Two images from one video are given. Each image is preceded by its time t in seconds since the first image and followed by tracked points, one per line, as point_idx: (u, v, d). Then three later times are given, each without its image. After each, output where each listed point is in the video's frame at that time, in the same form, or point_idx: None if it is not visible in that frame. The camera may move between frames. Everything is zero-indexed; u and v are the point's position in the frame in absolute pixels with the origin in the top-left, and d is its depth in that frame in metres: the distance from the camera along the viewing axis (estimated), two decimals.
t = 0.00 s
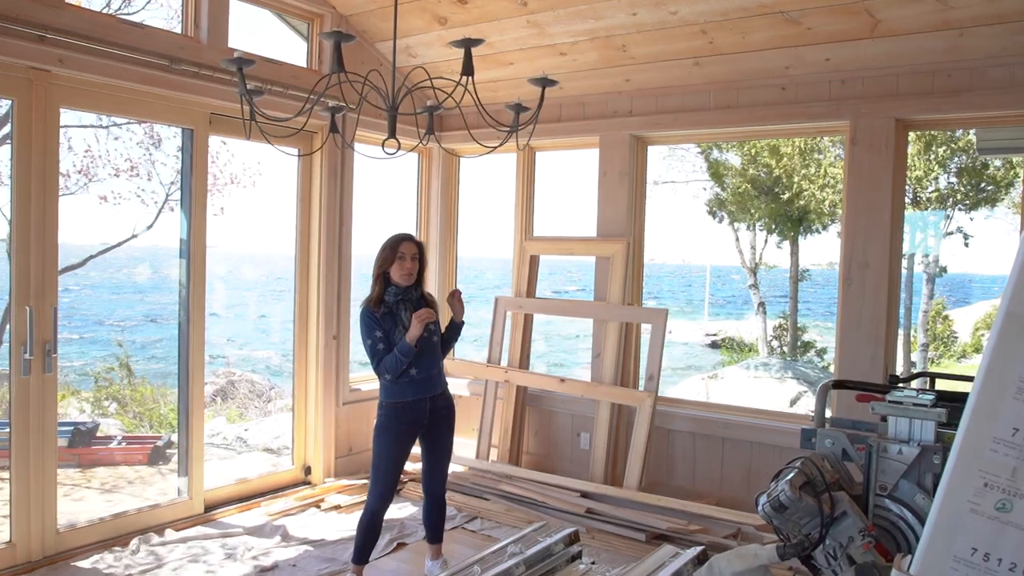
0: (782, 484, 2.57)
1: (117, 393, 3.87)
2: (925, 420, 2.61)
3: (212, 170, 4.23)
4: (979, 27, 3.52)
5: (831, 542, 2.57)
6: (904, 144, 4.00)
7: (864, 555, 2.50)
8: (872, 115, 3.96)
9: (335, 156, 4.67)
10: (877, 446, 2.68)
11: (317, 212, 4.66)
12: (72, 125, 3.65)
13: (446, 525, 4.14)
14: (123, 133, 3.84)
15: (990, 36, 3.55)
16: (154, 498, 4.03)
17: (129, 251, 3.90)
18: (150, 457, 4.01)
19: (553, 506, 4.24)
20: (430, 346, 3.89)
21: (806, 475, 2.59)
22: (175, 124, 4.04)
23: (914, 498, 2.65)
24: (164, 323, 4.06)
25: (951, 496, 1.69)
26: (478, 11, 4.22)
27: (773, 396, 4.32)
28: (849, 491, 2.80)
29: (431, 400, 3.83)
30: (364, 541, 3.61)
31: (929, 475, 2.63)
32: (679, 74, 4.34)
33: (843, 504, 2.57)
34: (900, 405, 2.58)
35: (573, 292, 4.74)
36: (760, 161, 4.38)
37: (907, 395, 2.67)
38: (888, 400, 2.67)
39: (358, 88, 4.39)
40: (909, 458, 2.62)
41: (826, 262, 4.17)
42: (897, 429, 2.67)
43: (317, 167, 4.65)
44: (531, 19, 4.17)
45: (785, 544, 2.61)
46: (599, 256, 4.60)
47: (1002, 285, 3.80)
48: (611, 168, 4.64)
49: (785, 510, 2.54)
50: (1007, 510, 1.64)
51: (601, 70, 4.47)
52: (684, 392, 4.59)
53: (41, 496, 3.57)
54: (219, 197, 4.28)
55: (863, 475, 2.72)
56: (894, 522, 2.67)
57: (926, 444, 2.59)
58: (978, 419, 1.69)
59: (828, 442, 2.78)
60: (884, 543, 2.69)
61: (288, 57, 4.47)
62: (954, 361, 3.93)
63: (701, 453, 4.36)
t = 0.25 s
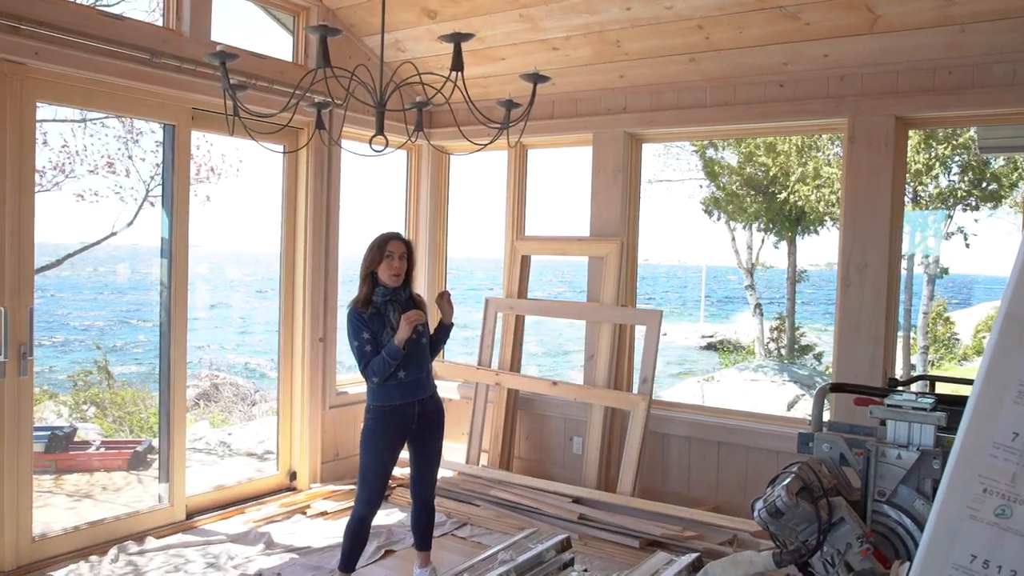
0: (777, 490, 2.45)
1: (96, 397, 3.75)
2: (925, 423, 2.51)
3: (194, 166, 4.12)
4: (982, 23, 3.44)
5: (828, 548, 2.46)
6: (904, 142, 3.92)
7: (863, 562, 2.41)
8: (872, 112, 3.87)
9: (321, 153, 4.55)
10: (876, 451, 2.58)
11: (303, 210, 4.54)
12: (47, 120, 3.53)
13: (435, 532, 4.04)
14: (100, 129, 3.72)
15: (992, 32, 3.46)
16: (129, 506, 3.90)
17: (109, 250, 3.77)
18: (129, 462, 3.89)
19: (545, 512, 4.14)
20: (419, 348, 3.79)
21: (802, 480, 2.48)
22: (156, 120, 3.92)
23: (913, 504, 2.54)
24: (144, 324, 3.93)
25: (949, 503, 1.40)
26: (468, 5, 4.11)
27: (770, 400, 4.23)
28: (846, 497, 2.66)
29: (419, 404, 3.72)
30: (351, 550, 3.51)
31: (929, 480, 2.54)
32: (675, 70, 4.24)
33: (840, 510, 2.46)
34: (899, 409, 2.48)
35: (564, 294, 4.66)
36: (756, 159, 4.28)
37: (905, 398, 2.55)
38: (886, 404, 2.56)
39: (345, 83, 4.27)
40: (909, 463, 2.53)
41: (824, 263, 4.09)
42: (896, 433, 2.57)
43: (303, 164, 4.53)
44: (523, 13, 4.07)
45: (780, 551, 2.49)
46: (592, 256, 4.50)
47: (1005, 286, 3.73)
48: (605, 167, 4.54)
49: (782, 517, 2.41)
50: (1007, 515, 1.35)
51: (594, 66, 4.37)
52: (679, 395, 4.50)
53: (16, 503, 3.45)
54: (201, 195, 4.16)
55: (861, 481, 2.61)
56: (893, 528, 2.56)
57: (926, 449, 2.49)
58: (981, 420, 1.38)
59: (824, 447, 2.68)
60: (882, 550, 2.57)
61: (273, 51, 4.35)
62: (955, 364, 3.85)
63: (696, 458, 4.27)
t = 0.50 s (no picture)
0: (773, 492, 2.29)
1: (81, 401, 3.67)
2: (922, 425, 2.29)
3: (182, 166, 4.04)
4: (979, 20, 3.39)
5: (825, 553, 2.31)
6: (900, 140, 3.87)
7: (861, 566, 2.26)
8: (868, 110, 3.82)
9: (310, 152, 4.47)
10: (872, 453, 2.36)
11: (292, 210, 4.46)
12: (32, 118, 3.46)
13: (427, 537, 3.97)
14: (87, 127, 3.65)
15: (989, 29, 3.42)
16: (113, 512, 3.82)
17: (93, 251, 3.70)
18: (115, 467, 3.81)
19: (538, 516, 4.08)
20: (410, 350, 3.73)
21: (798, 483, 2.29)
22: (143, 118, 3.85)
23: (912, 507, 2.34)
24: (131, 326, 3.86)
25: (946, 506, 1.44)
26: (459, 2, 4.05)
27: (767, 401, 4.18)
28: (843, 499, 2.44)
29: (410, 407, 3.66)
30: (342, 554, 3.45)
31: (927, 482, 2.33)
32: (669, 68, 4.19)
33: (838, 513, 2.31)
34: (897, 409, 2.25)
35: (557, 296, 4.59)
36: (752, 158, 4.23)
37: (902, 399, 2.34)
38: (883, 404, 2.33)
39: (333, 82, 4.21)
40: (906, 465, 2.31)
41: (820, 263, 4.04)
42: (892, 435, 2.35)
43: (292, 163, 4.45)
44: (514, 10, 4.01)
45: (775, 554, 2.33)
46: (586, 256, 4.44)
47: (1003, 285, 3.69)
48: (598, 165, 4.49)
49: (778, 519, 2.26)
50: (1004, 519, 1.39)
51: (587, 63, 4.32)
52: (674, 397, 4.44)
53: None
54: (189, 195, 4.09)
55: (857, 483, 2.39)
56: (891, 530, 2.38)
57: (923, 451, 2.27)
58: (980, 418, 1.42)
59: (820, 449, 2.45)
60: (880, 554, 2.38)
61: (261, 48, 4.28)
62: (953, 364, 3.81)
63: (691, 461, 4.22)
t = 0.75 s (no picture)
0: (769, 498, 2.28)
1: (60, 408, 3.57)
2: (920, 429, 2.33)
3: (164, 166, 3.94)
4: (976, 17, 3.33)
5: (821, 558, 2.30)
6: (896, 139, 3.81)
7: (857, 573, 2.25)
8: (864, 108, 3.76)
9: (296, 151, 4.36)
10: (870, 458, 2.40)
11: (277, 211, 4.35)
12: (8, 117, 3.36)
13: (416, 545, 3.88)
14: (65, 126, 3.55)
15: (987, 26, 3.36)
16: (99, 522, 3.73)
17: (72, 254, 3.59)
18: (95, 476, 3.71)
19: (530, 523, 3.99)
20: (398, 353, 3.64)
21: (794, 489, 2.29)
22: (124, 117, 3.75)
23: (910, 512, 2.37)
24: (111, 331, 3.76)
25: (940, 511, 1.30)
26: None
27: (763, 405, 4.11)
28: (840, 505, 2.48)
29: (398, 412, 3.58)
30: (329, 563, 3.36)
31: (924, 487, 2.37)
32: (662, 66, 4.11)
33: (834, 518, 2.30)
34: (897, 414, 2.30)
35: (549, 300, 4.52)
36: (747, 157, 4.16)
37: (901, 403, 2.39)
38: (881, 409, 2.38)
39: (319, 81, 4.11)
40: (903, 470, 2.36)
41: (817, 264, 3.98)
42: (891, 439, 2.40)
43: (277, 164, 4.34)
44: (504, 7, 3.93)
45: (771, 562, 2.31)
46: (578, 258, 4.37)
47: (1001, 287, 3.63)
48: (590, 165, 4.41)
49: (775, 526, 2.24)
50: (1003, 525, 1.25)
51: (578, 62, 4.24)
52: (669, 401, 4.36)
53: None
54: (172, 196, 3.99)
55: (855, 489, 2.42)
56: (889, 537, 2.42)
57: (921, 455, 2.33)
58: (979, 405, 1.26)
59: (818, 454, 2.47)
60: (877, 561, 2.41)
61: (245, 47, 4.18)
62: (951, 367, 3.74)
63: (686, 466, 4.14)
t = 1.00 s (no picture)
0: (765, 503, 2.40)
1: (43, 413, 3.48)
2: (918, 434, 2.44)
3: (150, 166, 3.87)
4: (974, 16, 3.29)
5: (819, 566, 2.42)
6: (894, 140, 3.76)
7: None
8: (861, 109, 3.71)
9: (285, 152, 4.29)
10: (867, 463, 2.51)
11: (266, 213, 4.27)
12: None
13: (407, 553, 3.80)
14: (49, 125, 3.48)
15: (986, 25, 3.32)
16: (84, 529, 3.65)
17: (56, 255, 3.51)
18: (79, 482, 3.63)
19: (523, 530, 3.92)
20: (389, 357, 3.58)
21: (790, 494, 2.41)
22: (109, 116, 3.67)
23: (907, 518, 2.50)
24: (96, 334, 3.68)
25: (937, 517, 1.30)
26: None
27: (759, 409, 4.05)
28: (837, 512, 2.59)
29: (390, 417, 3.51)
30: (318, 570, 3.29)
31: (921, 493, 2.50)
32: (656, 66, 4.06)
33: (831, 526, 2.42)
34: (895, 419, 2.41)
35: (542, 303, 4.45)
36: (744, 159, 4.11)
37: (899, 408, 2.49)
38: (878, 414, 2.50)
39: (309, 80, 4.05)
40: (901, 475, 2.47)
41: (814, 266, 3.92)
42: (889, 444, 2.50)
43: (266, 164, 4.27)
44: (497, 5, 3.87)
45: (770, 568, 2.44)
46: (571, 260, 4.30)
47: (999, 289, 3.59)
48: (584, 166, 4.35)
49: (771, 531, 2.37)
50: (1001, 532, 1.24)
51: (572, 61, 4.18)
52: (664, 405, 4.30)
53: None
54: (158, 197, 3.92)
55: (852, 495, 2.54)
56: (886, 543, 2.53)
57: (918, 460, 2.44)
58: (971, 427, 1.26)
59: (814, 459, 2.59)
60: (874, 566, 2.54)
61: (234, 45, 4.11)
62: (951, 371, 3.70)
63: (681, 471, 4.08)
